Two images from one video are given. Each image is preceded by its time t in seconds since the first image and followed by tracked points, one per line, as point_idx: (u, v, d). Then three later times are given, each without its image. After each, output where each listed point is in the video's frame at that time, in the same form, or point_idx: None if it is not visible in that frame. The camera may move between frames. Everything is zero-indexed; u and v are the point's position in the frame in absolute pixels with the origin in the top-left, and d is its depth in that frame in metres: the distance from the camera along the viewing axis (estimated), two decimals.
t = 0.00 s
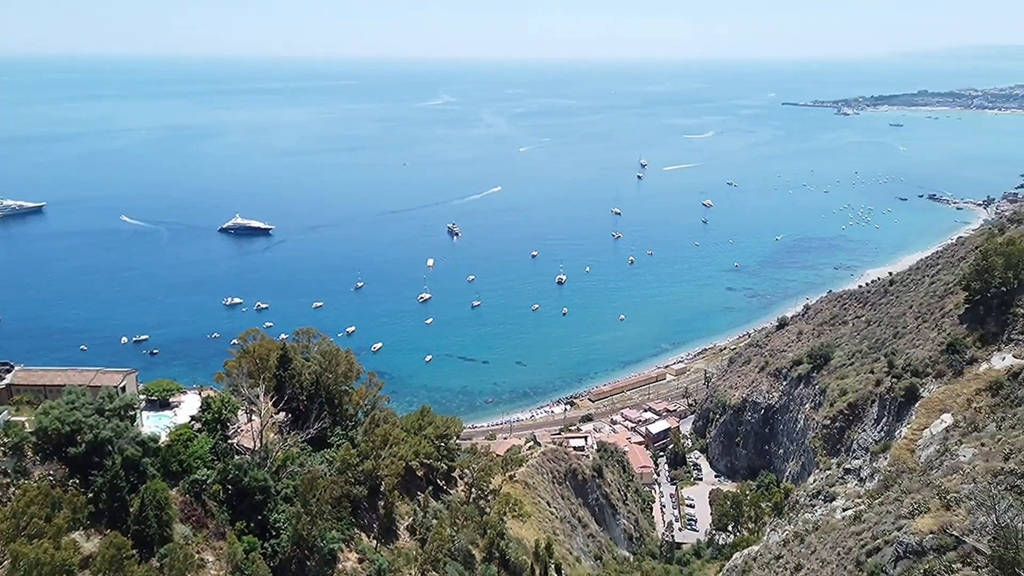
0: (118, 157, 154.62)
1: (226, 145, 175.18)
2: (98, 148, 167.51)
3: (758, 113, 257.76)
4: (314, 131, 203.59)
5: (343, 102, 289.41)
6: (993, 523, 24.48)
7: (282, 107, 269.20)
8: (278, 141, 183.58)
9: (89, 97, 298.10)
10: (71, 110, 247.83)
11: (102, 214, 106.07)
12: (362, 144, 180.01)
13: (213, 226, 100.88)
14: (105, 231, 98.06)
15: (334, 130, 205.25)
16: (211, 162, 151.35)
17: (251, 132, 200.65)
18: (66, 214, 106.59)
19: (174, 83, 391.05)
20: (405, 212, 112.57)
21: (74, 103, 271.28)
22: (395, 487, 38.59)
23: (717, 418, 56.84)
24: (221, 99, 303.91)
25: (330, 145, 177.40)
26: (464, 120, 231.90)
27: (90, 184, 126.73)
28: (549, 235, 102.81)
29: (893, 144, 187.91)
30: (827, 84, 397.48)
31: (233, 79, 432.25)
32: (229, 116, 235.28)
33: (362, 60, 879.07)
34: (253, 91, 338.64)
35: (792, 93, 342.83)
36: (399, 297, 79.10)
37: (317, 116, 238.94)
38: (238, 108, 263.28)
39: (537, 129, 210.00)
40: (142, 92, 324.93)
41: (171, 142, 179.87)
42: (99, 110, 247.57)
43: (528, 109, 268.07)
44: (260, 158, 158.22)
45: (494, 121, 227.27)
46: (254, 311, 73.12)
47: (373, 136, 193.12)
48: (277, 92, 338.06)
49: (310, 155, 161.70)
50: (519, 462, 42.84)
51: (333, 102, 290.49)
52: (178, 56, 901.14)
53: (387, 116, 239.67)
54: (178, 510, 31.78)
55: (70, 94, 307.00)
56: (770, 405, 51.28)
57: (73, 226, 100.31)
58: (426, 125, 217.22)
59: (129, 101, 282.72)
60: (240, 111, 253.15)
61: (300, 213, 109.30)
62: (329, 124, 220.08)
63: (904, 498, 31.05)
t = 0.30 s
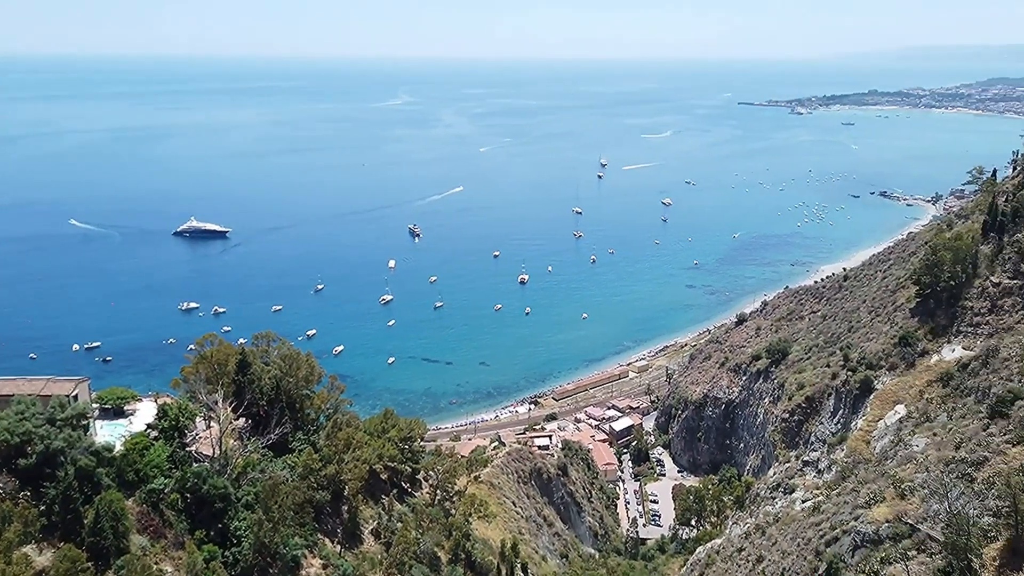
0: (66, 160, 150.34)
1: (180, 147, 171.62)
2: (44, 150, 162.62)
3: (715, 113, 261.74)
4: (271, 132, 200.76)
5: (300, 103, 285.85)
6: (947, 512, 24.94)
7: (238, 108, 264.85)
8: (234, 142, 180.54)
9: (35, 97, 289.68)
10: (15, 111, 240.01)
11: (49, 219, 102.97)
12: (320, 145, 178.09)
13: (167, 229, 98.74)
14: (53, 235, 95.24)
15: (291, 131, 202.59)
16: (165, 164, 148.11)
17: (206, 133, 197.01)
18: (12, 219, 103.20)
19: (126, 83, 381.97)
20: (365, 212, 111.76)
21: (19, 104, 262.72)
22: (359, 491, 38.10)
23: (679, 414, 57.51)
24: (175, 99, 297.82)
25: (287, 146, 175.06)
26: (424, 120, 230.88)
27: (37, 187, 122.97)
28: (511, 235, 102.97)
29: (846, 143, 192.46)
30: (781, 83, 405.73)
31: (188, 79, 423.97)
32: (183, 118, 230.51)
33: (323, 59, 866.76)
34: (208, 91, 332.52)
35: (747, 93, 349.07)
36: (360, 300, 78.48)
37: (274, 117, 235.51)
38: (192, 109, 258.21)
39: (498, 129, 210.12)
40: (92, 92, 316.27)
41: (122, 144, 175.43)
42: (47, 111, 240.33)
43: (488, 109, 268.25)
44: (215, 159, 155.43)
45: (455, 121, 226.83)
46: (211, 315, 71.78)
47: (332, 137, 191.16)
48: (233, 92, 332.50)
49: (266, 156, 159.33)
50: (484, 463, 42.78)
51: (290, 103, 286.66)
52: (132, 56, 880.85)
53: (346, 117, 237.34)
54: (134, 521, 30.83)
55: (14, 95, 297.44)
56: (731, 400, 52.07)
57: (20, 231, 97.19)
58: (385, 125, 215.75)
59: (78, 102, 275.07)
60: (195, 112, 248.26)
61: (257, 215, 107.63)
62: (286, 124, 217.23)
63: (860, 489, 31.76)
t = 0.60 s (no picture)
0: (22, 161, 146.72)
1: (141, 148, 168.53)
2: None
3: (681, 113, 264.52)
4: (234, 132, 198.10)
5: (265, 103, 282.67)
6: (911, 503, 25.39)
7: (200, 108, 260.56)
8: (196, 143, 177.75)
9: None
10: None
11: (5, 222, 100.45)
12: (284, 145, 176.19)
13: (129, 232, 96.96)
14: (9, 239, 92.93)
15: (255, 131, 200.15)
16: (125, 165, 145.32)
17: (167, 133, 193.68)
18: None
19: (84, 83, 373.71)
20: (332, 214, 110.82)
21: None
22: (329, 495, 37.63)
23: (649, 411, 57.95)
24: (136, 100, 292.63)
25: (251, 147, 172.88)
26: (390, 120, 229.63)
27: None
28: (480, 235, 102.92)
29: (809, 142, 195.81)
30: (746, 83, 411.34)
31: (149, 78, 416.17)
32: (144, 118, 226.40)
33: (291, 59, 858.46)
34: (169, 91, 326.74)
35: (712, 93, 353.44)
36: (329, 302, 77.89)
37: (238, 118, 232.56)
38: (153, 109, 253.54)
39: (465, 129, 209.91)
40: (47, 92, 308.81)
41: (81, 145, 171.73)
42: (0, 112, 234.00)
43: (455, 109, 267.87)
44: (177, 160, 152.93)
45: (422, 122, 226.07)
46: (175, 319, 70.69)
47: (297, 137, 189.29)
48: (195, 92, 327.37)
49: (230, 157, 157.19)
50: (456, 464, 42.68)
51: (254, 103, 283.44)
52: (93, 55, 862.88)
53: (311, 117, 235.06)
54: (99, 530, 30.09)
55: None
56: (700, 396, 52.61)
57: None
58: (351, 125, 214.18)
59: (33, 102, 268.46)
60: (156, 112, 243.82)
61: (222, 218, 106.17)
62: (250, 125, 214.44)
63: (826, 482, 32.28)
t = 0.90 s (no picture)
0: None
1: (89, 150, 164.13)
2: None
3: (640, 112, 267.27)
4: (187, 133, 194.11)
5: (220, 104, 277.41)
6: (866, 492, 25.95)
7: (151, 109, 254.45)
8: (147, 145, 173.65)
9: None
10: None
11: None
12: (239, 146, 173.23)
13: (79, 237, 94.40)
14: None
15: (209, 133, 196.31)
16: (73, 168, 141.33)
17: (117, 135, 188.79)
18: None
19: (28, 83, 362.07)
20: (290, 216, 109.40)
21: None
22: (291, 501, 37.02)
23: (612, 409, 58.38)
24: (86, 100, 284.91)
25: (205, 148, 169.60)
26: (348, 121, 227.43)
27: None
28: (441, 236, 102.62)
29: (765, 140, 199.52)
30: (703, 83, 417.37)
31: (97, 78, 405.38)
32: (94, 119, 220.47)
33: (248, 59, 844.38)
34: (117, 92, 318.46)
35: (670, 92, 357.69)
36: (288, 305, 76.92)
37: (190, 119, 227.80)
38: (102, 110, 246.92)
39: (425, 129, 208.96)
40: None
41: (26, 147, 166.44)
42: None
43: (414, 109, 266.61)
44: (128, 162, 149.28)
45: (380, 122, 224.43)
46: (129, 326, 69.09)
47: (253, 138, 186.23)
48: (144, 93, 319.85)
49: (184, 159, 154.00)
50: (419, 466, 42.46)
51: (208, 103, 278.13)
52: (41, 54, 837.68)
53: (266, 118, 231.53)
54: (51, 543, 29.14)
55: None
56: (661, 393, 53.20)
57: None
58: (308, 126, 211.49)
59: None
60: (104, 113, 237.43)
61: (176, 221, 104.01)
62: (204, 126, 210.16)
63: (785, 474, 32.84)
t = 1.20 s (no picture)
0: None
1: (45, 152, 160.05)
2: None
3: (607, 112, 268.84)
4: (147, 135, 190.38)
5: (181, 104, 272.84)
6: (832, 484, 26.33)
7: (109, 110, 248.88)
8: (106, 146, 169.85)
9: None
10: None
11: None
12: (201, 147, 170.37)
13: (36, 241, 92.18)
14: None
15: (169, 134, 192.69)
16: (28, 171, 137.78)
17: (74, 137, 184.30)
18: None
19: None
20: (254, 218, 108.04)
21: None
22: (259, 506, 36.45)
23: (582, 407, 58.66)
24: (41, 100, 278.37)
25: (165, 149, 166.54)
26: (313, 121, 224.99)
27: None
28: (409, 237, 102.18)
29: (730, 139, 202.06)
30: (668, 83, 421.35)
31: (53, 79, 395.54)
32: (50, 120, 215.28)
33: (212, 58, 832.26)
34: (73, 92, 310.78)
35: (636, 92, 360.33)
36: (253, 308, 76.00)
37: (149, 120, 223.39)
38: (58, 111, 240.97)
39: (391, 129, 207.64)
40: None
41: None
42: None
43: (380, 109, 264.93)
44: (85, 164, 145.93)
45: (346, 122, 222.49)
46: (88, 330, 67.74)
47: (216, 139, 183.40)
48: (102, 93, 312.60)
49: (144, 161, 150.98)
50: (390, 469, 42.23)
51: (168, 103, 272.95)
52: None
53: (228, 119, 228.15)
54: (10, 555, 28.43)
55: None
56: (631, 391, 53.60)
57: None
58: (272, 127, 208.77)
59: None
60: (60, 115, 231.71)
61: (137, 223, 102.11)
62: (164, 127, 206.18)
63: (753, 469, 33.28)
